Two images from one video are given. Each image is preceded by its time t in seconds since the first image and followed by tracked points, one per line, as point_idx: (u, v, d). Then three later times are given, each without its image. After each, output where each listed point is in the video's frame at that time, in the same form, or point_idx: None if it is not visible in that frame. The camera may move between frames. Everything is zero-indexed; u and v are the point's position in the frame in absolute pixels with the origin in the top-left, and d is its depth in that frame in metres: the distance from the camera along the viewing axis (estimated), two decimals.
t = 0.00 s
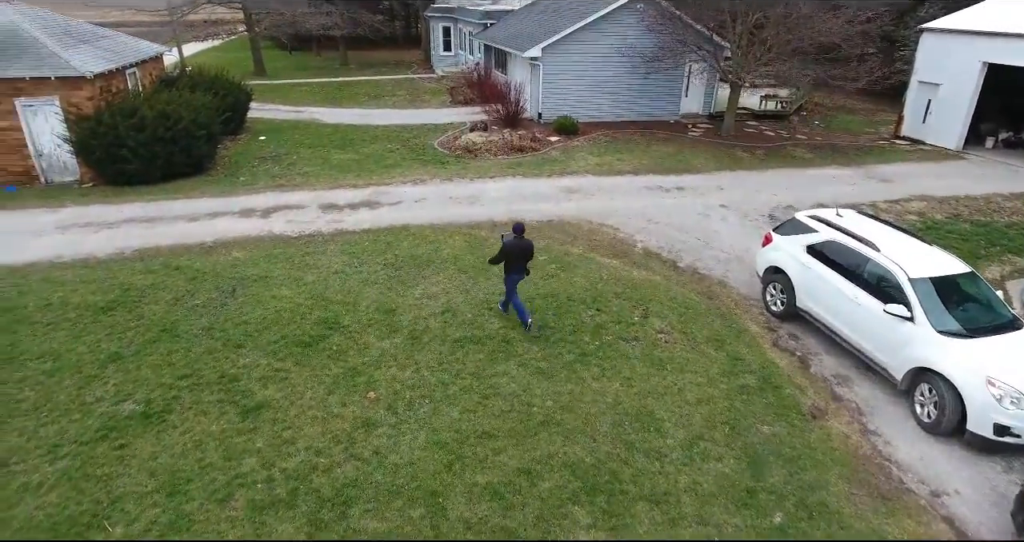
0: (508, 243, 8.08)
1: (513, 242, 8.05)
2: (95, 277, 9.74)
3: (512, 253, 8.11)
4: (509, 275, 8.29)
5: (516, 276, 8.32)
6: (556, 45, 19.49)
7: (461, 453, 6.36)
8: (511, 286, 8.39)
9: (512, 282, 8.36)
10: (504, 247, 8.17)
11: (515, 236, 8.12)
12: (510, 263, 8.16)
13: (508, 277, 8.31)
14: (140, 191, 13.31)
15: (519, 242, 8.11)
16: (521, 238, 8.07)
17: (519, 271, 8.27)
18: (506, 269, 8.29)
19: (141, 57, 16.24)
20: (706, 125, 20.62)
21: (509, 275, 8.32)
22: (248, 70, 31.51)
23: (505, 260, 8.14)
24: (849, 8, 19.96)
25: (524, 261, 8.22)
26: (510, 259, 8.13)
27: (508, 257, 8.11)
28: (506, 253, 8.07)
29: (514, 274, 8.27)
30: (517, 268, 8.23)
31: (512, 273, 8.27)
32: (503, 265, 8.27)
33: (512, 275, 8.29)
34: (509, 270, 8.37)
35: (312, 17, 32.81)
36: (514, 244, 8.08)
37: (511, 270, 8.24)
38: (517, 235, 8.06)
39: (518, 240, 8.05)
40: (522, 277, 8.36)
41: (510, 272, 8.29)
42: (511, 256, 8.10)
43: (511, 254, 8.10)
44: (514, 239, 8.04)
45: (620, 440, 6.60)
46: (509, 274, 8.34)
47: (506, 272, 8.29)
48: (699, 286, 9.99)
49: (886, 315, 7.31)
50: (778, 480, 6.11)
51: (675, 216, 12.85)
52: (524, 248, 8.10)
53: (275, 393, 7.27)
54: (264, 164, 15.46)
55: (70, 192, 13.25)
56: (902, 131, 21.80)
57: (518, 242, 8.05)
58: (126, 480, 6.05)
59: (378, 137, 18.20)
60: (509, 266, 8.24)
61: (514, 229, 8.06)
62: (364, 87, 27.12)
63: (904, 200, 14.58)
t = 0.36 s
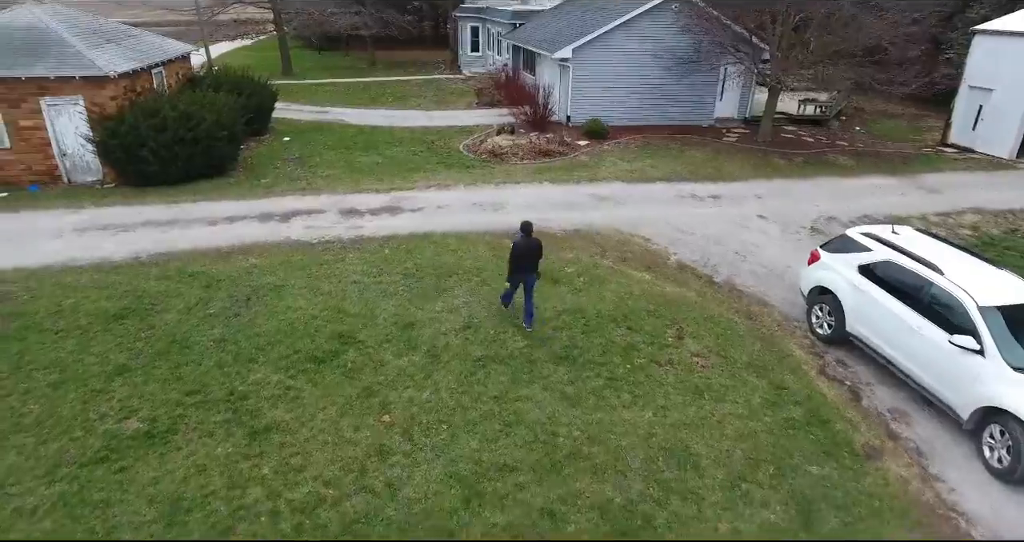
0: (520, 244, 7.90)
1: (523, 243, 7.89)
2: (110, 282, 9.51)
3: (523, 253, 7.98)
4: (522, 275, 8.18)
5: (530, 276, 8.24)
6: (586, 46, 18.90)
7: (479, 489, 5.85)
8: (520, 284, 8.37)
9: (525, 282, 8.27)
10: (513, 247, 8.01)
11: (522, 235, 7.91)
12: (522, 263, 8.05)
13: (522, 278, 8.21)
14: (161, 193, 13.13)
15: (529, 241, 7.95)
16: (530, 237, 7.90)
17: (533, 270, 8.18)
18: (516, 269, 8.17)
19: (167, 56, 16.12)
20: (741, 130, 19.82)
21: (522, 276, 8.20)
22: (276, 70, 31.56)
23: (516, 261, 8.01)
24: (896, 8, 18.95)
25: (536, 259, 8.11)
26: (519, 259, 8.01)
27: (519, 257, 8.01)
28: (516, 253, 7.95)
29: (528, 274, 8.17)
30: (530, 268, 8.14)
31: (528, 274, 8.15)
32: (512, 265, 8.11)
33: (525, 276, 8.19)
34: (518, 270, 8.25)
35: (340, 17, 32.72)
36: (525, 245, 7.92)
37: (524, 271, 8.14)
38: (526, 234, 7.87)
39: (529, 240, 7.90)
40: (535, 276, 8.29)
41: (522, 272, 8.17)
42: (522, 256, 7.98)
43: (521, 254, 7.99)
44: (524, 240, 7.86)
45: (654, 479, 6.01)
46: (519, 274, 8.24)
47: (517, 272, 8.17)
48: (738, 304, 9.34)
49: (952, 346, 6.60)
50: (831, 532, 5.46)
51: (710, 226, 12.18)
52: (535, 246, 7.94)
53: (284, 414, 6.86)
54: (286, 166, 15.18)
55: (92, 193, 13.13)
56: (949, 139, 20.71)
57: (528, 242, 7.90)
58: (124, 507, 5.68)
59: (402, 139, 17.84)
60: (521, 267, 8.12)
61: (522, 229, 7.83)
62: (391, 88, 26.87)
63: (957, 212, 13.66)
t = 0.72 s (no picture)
0: (507, 245, 7.83)
1: (510, 244, 7.83)
2: (95, 296, 9.06)
3: (511, 253, 7.89)
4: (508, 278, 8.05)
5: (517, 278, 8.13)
6: (596, 47, 18.35)
7: (480, 536, 5.31)
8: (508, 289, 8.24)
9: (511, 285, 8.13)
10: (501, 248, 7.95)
11: (511, 236, 7.87)
12: (510, 264, 7.95)
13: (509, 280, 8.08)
14: (155, 199, 12.70)
15: (517, 242, 7.91)
16: (519, 238, 7.84)
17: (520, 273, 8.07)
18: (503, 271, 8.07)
19: (165, 57, 15.68)
20: (755, 134, 19.21)
21: (509, 278, 8.09)
22: (280, 70, 31.17)
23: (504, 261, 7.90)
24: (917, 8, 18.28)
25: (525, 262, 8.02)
26: (507, 259, 7.90)
27: (507, 258, 7.90)
28: (503, 254, 7.87)
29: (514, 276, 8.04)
30: (517, 270, 8.02)
31: (514, 275, 8.04)
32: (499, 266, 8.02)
33: (512, 278, 8.07)
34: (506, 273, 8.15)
35: (345, 17, 32.30)
36: (513, 245, 7.85)
37: (512, 272, 8.02)
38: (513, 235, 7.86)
39: (518, 242, 7.85)
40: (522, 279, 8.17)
41: (509, 275, 8.06)
42: (510, 257, 7.89)
43: (508, 256, 7.89)
44: (512, 240, 7.80)
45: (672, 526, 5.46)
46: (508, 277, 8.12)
47: (504, 274, 8.06)
48: (757, 325, 8.79)
49: (998, 380, 6.02)
50: None
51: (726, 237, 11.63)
52: (524, 247, 7.87)
53: (271, 447, 6.36)
54: (285, 171, 14.73)
55: (84, 199, 12.73)
56: (970, 144, 20.01)
57: (515, 242, 7.85)
58: None
59: (406, 143, 17.36)
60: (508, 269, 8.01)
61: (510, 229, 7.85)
62: (395, 89, 26.41)
63: (984, 223, 13.03)
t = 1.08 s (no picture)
0: (510, 248, 7.81)
1: (512, 247, 7.82)
2: (92, 308, 8.72)
3: (513, 257, 7.88)
4: (510, 279, 8.10)
5: (519, 280, 8.18)
6: (615, 49, 17.78)
7: None
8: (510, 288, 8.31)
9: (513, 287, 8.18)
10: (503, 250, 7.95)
11: (515, 238, 7.86)
12: (511, 267, 7.97)
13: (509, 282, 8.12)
14: (160, 205, 12.39)
15: (521, 245, 7.88)
16: (522, 242, 7.79)
17: (521, 276, 8.11)
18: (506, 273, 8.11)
19: (174, 58, 15.39)
20: (780, 140, 18.53)
21: (511, 280, 8.14)
22: (295, 70, 30.97)
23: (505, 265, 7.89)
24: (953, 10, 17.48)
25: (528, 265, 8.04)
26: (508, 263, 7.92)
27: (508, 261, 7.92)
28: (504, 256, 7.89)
29: (515, 278, 8.09)
30: (519, 272, 8.04)
31: (516, 278, 8.08)
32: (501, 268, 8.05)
33: (513, 280, 8.12)
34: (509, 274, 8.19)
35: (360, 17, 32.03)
36: (515, 249, 7.82)
37: (513, 275, 8.06)
38: (517, 239, 7.82)
39: (521, 245, 7.82)
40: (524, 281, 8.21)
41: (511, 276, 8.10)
42: (511, 260, 7.88)
43: (509, 259, 7.89)
44: (514, 243, 7.76)
45: None
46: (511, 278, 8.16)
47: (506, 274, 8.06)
48: (788, 350, 8.21)
49: None
50: None
51: (752, 251, 11.06)
52: (527, 252, 7.84)
53: (266, 480, 5.92)
54: (295, 176, 14.36)
55: (89, 203, 12.46)
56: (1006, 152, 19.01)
57: (517, 246, 7.82)
58: None
59: (418, 147, 16.94)
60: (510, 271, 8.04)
61: (514, 232, 7.81)
62: (410, 91, 26.02)
63: None
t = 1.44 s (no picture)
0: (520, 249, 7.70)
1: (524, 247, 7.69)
2: (100, 319, 8.44)
3: (524, 258, 7.74)
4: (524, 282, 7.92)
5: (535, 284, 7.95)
6: (646, 51, 17.09)
7: None
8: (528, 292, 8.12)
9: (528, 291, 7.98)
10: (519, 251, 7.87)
11: (528, 240, 7.74)
12: (522, 268, 7.80)
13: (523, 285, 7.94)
14: (177, 209, 12.14)
15: (533, 246, 7.77)
16: (533, 243, 7.71)
17: (535, 280, 7.86)
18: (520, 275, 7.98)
19: (197, 58, 15.17)
20: (820, 147, 17.61)
21: (524, 282, 7.97)
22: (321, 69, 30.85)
23: (518, 265, 7.79)
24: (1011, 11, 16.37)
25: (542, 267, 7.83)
26: (520, 264, 7.78)
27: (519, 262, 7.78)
28: (516, 257, 7.78)
29: (530, 281, 7.87)
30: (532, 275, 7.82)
31: (530, 281, 7.87)
32: (514, 270, 7.92)
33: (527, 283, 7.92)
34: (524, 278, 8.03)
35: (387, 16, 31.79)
36: (525, 250, 7.69)
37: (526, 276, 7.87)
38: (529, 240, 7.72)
39: (532, 246, 7.66)
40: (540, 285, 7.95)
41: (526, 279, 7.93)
42: (522, 261, 7.74)
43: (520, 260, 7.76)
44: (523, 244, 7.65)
45: None
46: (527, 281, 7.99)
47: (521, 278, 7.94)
48: (835, 384, 7.51)
49: None
50: None
51: (792, 268, 10.33)
52: (539, 252, 7.67)
53: (263, 520, 5.45)
54: (314, 180, 14.02)
55: (106, 206, 12.27)
56: None
57: (527, 246, 7.68)
58: None
59: (441, 150, 16.49)
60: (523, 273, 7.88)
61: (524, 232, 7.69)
62: (435, 91, 25.62)
63: None
